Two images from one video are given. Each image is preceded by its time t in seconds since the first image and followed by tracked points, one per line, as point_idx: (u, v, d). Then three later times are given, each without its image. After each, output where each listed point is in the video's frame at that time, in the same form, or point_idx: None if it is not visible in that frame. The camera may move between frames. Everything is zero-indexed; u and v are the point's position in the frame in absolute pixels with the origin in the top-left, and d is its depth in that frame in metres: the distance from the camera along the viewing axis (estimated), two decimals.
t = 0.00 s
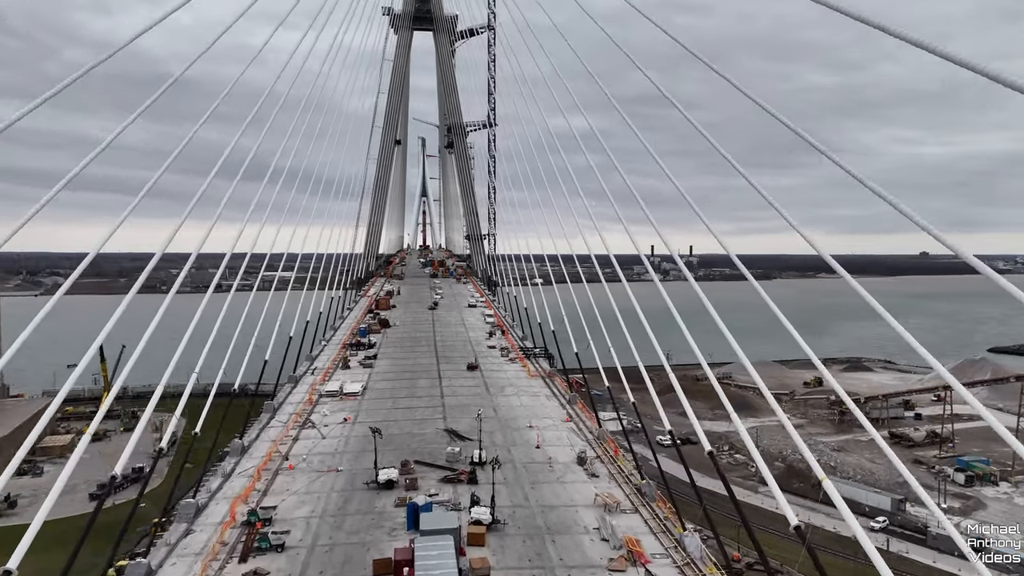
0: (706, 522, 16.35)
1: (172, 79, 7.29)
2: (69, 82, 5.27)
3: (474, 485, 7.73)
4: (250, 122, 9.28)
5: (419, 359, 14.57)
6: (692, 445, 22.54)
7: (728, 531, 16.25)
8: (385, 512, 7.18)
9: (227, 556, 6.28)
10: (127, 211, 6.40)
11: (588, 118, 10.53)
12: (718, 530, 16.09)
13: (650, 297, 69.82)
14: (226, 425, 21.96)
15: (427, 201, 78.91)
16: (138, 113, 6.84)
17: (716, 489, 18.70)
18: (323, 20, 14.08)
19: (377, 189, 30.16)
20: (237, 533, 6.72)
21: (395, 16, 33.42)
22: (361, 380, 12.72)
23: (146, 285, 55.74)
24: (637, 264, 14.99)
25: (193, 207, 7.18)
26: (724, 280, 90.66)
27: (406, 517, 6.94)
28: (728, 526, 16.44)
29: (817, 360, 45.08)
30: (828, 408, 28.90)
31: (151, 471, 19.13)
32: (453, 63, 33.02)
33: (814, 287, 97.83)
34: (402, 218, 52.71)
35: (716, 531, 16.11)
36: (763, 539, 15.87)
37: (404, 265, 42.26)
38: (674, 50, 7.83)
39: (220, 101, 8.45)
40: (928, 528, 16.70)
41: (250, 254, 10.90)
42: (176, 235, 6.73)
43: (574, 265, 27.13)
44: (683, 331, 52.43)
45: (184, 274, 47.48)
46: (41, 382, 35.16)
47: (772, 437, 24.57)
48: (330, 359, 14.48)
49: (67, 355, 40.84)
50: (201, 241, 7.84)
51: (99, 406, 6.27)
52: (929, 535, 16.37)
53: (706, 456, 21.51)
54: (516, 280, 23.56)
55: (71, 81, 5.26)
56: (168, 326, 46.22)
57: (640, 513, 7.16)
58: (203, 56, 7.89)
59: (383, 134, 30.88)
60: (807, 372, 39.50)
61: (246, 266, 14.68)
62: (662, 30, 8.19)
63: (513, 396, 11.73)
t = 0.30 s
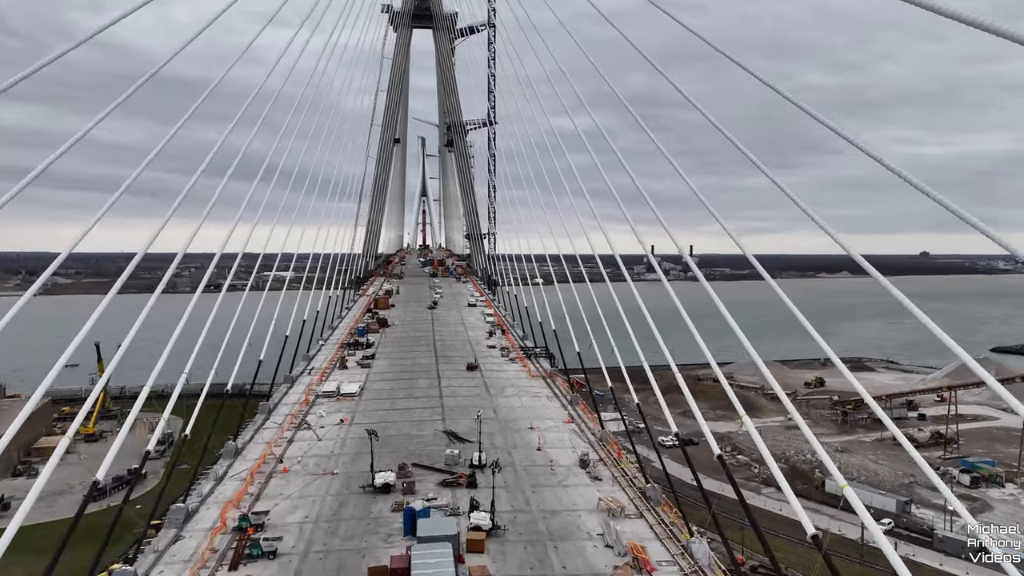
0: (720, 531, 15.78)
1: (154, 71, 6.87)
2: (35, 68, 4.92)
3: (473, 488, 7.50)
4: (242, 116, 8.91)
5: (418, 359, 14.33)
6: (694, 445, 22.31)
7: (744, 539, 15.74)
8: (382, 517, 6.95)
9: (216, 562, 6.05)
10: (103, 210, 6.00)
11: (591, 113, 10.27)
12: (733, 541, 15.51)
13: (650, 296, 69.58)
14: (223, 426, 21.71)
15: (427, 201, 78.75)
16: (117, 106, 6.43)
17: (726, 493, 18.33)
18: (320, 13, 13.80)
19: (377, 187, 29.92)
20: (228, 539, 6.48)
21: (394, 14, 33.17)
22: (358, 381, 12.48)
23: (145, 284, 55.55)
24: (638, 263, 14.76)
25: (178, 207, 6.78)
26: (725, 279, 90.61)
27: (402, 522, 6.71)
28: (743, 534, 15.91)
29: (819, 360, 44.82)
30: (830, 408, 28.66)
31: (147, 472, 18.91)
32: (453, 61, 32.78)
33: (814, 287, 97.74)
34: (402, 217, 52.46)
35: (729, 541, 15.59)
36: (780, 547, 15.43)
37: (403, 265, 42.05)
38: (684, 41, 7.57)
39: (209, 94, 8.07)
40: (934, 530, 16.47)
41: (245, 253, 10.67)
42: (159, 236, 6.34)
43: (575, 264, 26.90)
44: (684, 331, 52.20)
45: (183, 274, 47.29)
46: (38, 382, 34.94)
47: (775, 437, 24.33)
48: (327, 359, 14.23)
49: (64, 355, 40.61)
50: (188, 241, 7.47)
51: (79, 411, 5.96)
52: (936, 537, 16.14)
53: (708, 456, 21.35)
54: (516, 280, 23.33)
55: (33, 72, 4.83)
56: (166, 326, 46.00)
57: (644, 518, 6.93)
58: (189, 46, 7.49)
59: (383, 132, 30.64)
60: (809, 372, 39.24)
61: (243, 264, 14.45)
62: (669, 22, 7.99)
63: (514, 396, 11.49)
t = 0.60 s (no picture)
0: (729, 536, 15.38)
1: (132, 61, 6.46)
2: None
3: (473, 493, 7.26)
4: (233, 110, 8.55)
5: (417, 360, 14.10)
6: (696, 446, 22.09)
7: (755, 545, 15.34)
8: (378, 522, 6.71)
9: (204, 571, 5.80)
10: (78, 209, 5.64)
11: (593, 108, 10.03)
12: (742, 545, 15.09)
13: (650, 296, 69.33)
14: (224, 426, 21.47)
15: (427, 200, 78.56)
16: (92, 99, 6.04)
17: (735, 498, 17.98)
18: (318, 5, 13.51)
19: (376, 186, 29.67)
20: (218, 546, 6.24)
21: (394, 12, 32.93)
22: (356, 381, 12.24)
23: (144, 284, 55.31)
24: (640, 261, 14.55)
25: (160, 207, 6.41)
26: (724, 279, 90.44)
27: (399, 528, 6.47)
28: (753, 538, 15.53)
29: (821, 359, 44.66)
30: (833, 408, 28.44)
31: (143, 474, 18.68)
32: (453, 59, 32.55)
33: (814, 287, 97.61)
34: (401, 217, 52.19)
35: (738, 545, 15.18)
36: (792, 553, 15.05)
37: (403, 264, 41.80)
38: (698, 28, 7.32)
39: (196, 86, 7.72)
40: (941, 532, 16.27)
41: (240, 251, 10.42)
42: (140, 236, 5.98)
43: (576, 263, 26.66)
44: (685, 331, 51.96)
45: (182, 274, 47.05)
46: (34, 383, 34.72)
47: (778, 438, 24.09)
48: (324, 359, 13.99)
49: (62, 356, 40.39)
50: (175, 240, 7.11)
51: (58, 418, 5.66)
52: (942, 539, 15.96)
53: (710, 458, 21.12)
54: (516, 279, 23.10)
55: None
56: (165, 326, 45.76)
57: (650, 523, 6.70)
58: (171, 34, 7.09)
59: (382, 130, 30.39)
60: (810, 372, 39.02)
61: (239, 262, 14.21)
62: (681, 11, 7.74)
63: (514, 397, 11.26)
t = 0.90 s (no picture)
0: (734, 540, 15.12)
1: (105, 51, 6.05)
2: None
3: (471, 499, 7.02)
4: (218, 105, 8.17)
5: (416, 360, 13.86)
6: (699, 448, 21.86)
7: (760, 548, 15.12)
8: (373, 530, 6.47)
9: None
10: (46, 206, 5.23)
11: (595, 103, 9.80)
12: (746, 549, 14.85)
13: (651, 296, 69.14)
14: (220, 427, 21.31)
15: (427, 199, 78.43)
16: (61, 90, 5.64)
17: (741, 501, 17.72)
18: None
19: (375, 184, 29.43)
20: (205, 555, 6.00)
21: (393, 9, 32.71)
22: (352, 382, 11.99)
23: (143, 284, 55.07)
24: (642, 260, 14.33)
25: (137, 206, 5.95)
26: (725, 279, 90.26)
27: (394, 536, 6.23)
28: (758, 542, 15.29)
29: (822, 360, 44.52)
30: (836, 409, 28.19)
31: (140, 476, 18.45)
32: (452, 56, 32.32)
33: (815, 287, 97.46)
34: (401, 216, 51.97)
35: (743, 549, 14.95)
36: (800, 557, 14.81)
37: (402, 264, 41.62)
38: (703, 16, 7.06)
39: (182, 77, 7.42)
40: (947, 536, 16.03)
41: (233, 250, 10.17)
42: (115, 237, 5.57)
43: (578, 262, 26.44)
44: (686, 331, 51.73)
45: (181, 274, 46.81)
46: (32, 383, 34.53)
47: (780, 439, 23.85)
48: (321, 360, 13.74)
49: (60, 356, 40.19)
50: (156, 242, 6.69)
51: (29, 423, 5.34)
52: (948, 543, 15.72)
53: (712, 459, 20.89)
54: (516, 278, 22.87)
55: None
56: (165, 327, 45.58)
57: (654, 530, 6.47)
58: (147, 24, 6.70)
59: (381, 129, 30.14)
60: (813, 373, 38.79)
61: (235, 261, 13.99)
62: None
63: (514, 399, 11.03)
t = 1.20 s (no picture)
0: (737, 545, 14.87)
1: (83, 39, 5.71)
2: None
3: (468, 509, 6.78)
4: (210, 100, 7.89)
5: (413, 363, 13.61)
6: (701, 451, 21.61)
7: (764, 553, 14.83)
8: (366, 542, 6.23)
9: None
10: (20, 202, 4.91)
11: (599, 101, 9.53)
12: (749, 554, 14.57)
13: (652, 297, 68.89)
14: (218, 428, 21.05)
15: (427, 198, 78.24)
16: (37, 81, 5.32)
17: (744, 505, 17.44)
18: None
19: (374, 185, 29.15)
20: (190, 570, 5.74)
21: (392, 8, 32.43)
22: (348, 386, 11.74)
23: (145, 283, 55.03)
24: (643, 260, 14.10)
25: (120, 204, 5.67)
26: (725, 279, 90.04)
27: (387, 549, 5.99)
28: (762, 547, 15.01)
29: (823, 360, 44.34)
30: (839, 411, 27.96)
31: (135, 478, 18.23)
32: (452, 55, 32.05)
33: (815, 288, 97.31)
34: (400, 216, 51.70)
35: (747, 555, 14.67)
36: (806, 563, 14.53)
37: (402, 264, 41.44)
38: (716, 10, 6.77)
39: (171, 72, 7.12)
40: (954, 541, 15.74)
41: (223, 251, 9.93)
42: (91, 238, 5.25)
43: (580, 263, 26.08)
44: (687, 332, 51.46)
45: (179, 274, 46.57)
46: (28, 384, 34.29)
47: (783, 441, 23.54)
48: (317, 363, 13.49)
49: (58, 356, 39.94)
50: (140, 242, 6.38)
51: (1, 432, 5.05)
52: (954, 548, 15.44)
53: (716, 462, 20.63)
54: (515, 279, 22.62)
55: None
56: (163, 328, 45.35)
57: (657, 542, 6.22)
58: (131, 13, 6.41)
59: (380, 128, 29.88)
60: (815, 374, 38.51)
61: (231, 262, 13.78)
62: None
63: (513, 403, 10.78)
